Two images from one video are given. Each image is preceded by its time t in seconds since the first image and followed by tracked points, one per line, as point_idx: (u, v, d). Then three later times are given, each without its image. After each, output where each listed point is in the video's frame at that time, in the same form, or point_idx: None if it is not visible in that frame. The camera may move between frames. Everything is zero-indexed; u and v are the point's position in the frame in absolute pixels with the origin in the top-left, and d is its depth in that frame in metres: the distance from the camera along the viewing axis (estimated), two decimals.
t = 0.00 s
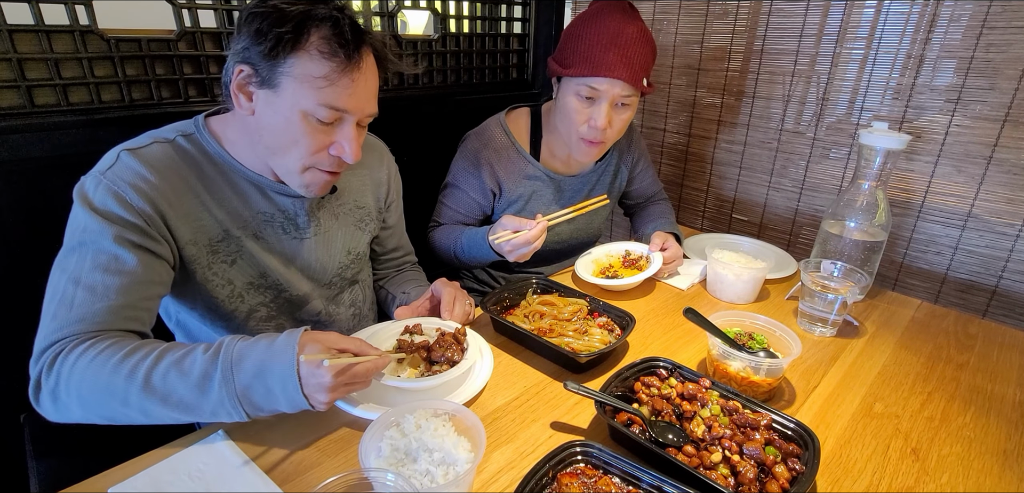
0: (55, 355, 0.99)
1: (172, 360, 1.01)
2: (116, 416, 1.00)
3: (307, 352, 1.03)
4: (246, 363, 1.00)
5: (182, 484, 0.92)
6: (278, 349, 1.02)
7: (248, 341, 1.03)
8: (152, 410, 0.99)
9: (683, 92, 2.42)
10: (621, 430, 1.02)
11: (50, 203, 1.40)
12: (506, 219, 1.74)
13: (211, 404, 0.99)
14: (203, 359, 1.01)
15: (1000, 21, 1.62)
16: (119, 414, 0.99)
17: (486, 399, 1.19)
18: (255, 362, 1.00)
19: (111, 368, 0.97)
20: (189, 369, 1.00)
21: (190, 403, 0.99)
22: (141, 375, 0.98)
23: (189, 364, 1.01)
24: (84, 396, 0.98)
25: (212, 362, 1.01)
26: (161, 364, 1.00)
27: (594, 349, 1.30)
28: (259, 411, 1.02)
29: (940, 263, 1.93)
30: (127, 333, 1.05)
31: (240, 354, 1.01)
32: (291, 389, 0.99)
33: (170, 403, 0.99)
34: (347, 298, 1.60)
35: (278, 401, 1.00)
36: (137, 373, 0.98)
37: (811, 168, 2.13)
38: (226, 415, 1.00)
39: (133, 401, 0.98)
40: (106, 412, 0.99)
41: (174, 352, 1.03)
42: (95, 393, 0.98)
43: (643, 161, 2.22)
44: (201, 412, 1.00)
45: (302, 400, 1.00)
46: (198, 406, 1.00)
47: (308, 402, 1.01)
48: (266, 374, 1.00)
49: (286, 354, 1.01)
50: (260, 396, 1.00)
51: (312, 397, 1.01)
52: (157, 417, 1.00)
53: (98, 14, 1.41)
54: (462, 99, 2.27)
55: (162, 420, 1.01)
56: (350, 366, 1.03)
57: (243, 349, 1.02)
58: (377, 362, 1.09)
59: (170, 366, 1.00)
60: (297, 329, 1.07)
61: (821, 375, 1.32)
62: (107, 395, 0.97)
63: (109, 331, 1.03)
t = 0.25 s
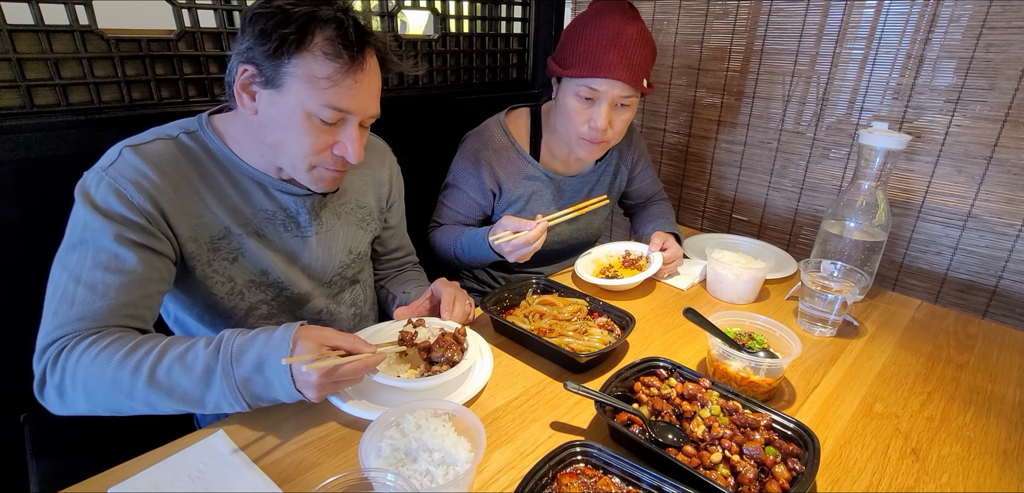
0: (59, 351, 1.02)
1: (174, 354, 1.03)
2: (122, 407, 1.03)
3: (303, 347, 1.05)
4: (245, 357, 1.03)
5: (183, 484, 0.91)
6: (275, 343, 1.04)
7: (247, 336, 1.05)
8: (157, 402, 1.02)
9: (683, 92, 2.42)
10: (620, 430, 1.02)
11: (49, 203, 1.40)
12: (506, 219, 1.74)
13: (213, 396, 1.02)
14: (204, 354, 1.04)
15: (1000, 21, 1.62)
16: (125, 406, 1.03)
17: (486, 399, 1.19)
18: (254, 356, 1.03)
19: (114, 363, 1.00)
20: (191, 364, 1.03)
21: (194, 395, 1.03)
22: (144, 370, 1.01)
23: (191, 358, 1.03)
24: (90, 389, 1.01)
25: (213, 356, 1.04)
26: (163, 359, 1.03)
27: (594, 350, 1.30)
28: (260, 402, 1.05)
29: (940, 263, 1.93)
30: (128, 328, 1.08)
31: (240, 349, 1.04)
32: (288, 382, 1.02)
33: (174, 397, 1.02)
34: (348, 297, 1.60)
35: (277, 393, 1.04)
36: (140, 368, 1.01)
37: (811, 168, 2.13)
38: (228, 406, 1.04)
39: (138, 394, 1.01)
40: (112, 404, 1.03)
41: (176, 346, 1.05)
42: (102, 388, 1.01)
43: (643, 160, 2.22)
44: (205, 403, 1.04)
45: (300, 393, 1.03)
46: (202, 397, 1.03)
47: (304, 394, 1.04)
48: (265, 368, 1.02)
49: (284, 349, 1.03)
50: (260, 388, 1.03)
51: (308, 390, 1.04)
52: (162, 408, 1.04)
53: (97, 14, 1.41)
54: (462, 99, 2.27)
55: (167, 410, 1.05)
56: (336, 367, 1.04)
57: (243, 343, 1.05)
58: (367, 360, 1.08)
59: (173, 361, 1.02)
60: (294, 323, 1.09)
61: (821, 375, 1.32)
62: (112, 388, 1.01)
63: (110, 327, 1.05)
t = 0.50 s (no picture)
0: (65, 347, 1.02)
1: (181, 348, 1.04)
2: (131, 401, 1.04)
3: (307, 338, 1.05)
4: (251, 350, 1.04)
5: (182, 485, 0.91)
6: (280, 335, 1.04)
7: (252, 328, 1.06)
8: (165, 396, 1.03)
9: (683, 92, 2.42)
10: (620, 431, 1.02)
11: (49, 203, 1.40)
12: (506, 219, 1.74)
13: (221, 388, 1.03)
14: (212, 346, 1.04)
15: (1000, 21, 1.62)
16: (134, 400, 1.03)
17: (486, 399, 1.19)
18: (260, 349, 1.04)
19: (122, 358, 1.00)
20: (200, 356, 1.03)
21: (201, 388, 1.03)
22: (151, 364, 1.01)
23: (197, 352, 1.03)
24: (99, 384, 1.02)
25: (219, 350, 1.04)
26: (170, 353, 1.03)
27: (594, 350, 1.30)
28: (267, 393, 1.06)
29: (940, 263, 1.93)
30: (133, 324, 1.08)
31: (245, 341, 1.04)
32: (294, 374, 1.03)
33: (183, 390, 1.03)
34: (348, 296, 1.60)
35: (283, 384, 1.04)
36: (147, 363, 1.01)
37: (811, 168, 2.13)
38: (236, 398, 1.04)
39: (146, 388, 1.01)
40: (120, 399, 1.03)
41: (182, 340, 1.06)
42: (111, 382, 1.01)
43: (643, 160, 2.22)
44: (212, 395, 1.04)
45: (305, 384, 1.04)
46: (209, 390, 1.04)
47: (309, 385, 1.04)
48: (271, 359, 1.03)
49: (289, 342, 1.04)
50: (266, 379, 1.04)
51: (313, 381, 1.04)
52: (170, 401, 1.04)
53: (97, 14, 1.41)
54: (462, 99, 2.27)
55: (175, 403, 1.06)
56: (340, 359, 1.04)
57: (248, 336, 1.05)
58: (371, 353, 1.09)
59: (180, 354, 1.03)
60: (298, 314, 1.10)
61: (821, 375, 1.32)
62: (120, 383, 1.01)
63: (116, 323, 1.05)
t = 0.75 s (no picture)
0: (67, 347, 1.02)
1: (181, 349, 1.04)
2: (132, 402, 1.04)
3: (309, 342, 1.05)
4: (252, 353, 1.03)
5: (182, 485, 0.91)
6: (281, 338, 1.04)
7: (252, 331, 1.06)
8: (166, 398, 1.03)
9: (683, 92, 2.42)
10: (620, 431, 1.02)
11: (49, 203, 1.40)
12: (506, 218, 1.74)
13: (221, 390, 1.03)
14: (212, 349, 1.04)
15: (1000, 21, 1.62)
16: (135, 401, 1.03)
17: (486, 399, 1.19)
18: (261, 351, 1.04)
19: (123, 359, 1.00)
20: (200, 359, 1.03)
21: (202, 390, 1.03)
22: (152, 366, 1.01)
23: (198, 354, 1.03)
24: (100, 385, 1.02)
25: (219, 352, 1.04)
26: (171, 355, 1.03)
27: (594, 350, 1.30)
28: (267, 395, 1.06)
29: (940, 263, 1.93)
30: (135, 324, 1.08)
31: (246, 344, 1.04)
32: (295, 378, 1.03)
33: (183, 392, 1.03)
34: (348, 296, 1.59)
35: (284, 387, 1.04)
36: (148, 364, 1.01)
37: (811, 168, 2.13)
38: (236, 400, 1.04)
39: (147, 390, 1.01)
40: (121, 400, 1.03)
41: (184, 341, 1.06)
42: (112, 383, 1.01)
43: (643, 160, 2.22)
44: (213, 397, 1.04)
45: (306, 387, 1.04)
46: (210, 392, 1.04)
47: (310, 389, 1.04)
48: (272, 362, 1.03)
49: (289, 345, 1.04)
50: (267, 382, 1.04)
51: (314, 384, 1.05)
52: (171, 403, 1.04)
53: (97, 15, 1.41)
54: (462, 99, 2.27)
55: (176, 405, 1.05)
56: (341, 367, 1.04)
57: (249, 339, 1.05)
58: (371, 358, 1.09)
59: (181, 356, 1.03)
60: (299, 317, 1.10)
61: (821, 375, 1.32)
62: (121, 384, 1.01)
63: (117, 323, 1.05)
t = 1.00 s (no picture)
0: (64, 349, 1.02)
1: (177, 353, 1.03)
2: (127, 405, 1.04)
3: (302, 349, 1.05)
4: (246, 358, 1.03)
5: (182, 484, 0.91)
6: (275, 344, 1.04)
7: (246, 337, 1.05)
8: (160, 402, 1.03)
9: (683, 92, 2.42)
10: (620, 431, 1.02)
11: (49, 203, 1.40)
12: (506, 217, 1.74)
13: (215, 395, 1.03)
14: (205, 355, 1.03)
15: (1000, 21, 1.62)
16: (130, 404, 1.03)
17: (486, 399, 1.19)
18: (255, 357, 1.03)
19: (119, 362, 1.00)
20: (193, 364, 1.03)
21: (197, 394, 1.03)
22: (147, 370, 1.01)
23: (193, 359, 1.03)
24: (95, 388, 1.02)
25: (214, 358, 1.04)
26: (166, 359, 1.03)
27: (594, 350, 1.30)
28: (262, 400, 1.06)
29: (940, 263, 1.93)
30: (133, 326, 1.08)
31: (240, 350, 1.04)
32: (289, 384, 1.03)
33: (178, 397, 1.03)
34: (348, 297, 1.59)
35: (279, 393, 1.04)
36: (143, 368, 1.01)
37: (811, 168, 2.13)
38: (231, 405, 1.04)
39: (142, 394, 1.01)
40: (116, 402, 1.03)
41: (179, 345, 1.06)
42: (107, 386, 1.01)
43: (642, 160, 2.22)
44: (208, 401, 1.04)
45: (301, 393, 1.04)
46: (205, 397, 1.04)
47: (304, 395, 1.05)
48: (266, 368, 1.03)
49: (283, 351, 1.03)
50: (261, 388, 1.04)
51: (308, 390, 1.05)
52: (165, 407, 1.04)
53: (97, 15, 1.41)
54: (462, 99, 2.27)
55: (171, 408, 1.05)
56: (335, 377, 1.05)
57: (242, 344, 1.04)
58: (366, 363, 1.09)
59: (175, 361, 1.03)
60: (293, 322, 1.10)
61: (821, 375, 1.32)
62: (117, 387, 1.01)
63: (116, 324, 1.05)
